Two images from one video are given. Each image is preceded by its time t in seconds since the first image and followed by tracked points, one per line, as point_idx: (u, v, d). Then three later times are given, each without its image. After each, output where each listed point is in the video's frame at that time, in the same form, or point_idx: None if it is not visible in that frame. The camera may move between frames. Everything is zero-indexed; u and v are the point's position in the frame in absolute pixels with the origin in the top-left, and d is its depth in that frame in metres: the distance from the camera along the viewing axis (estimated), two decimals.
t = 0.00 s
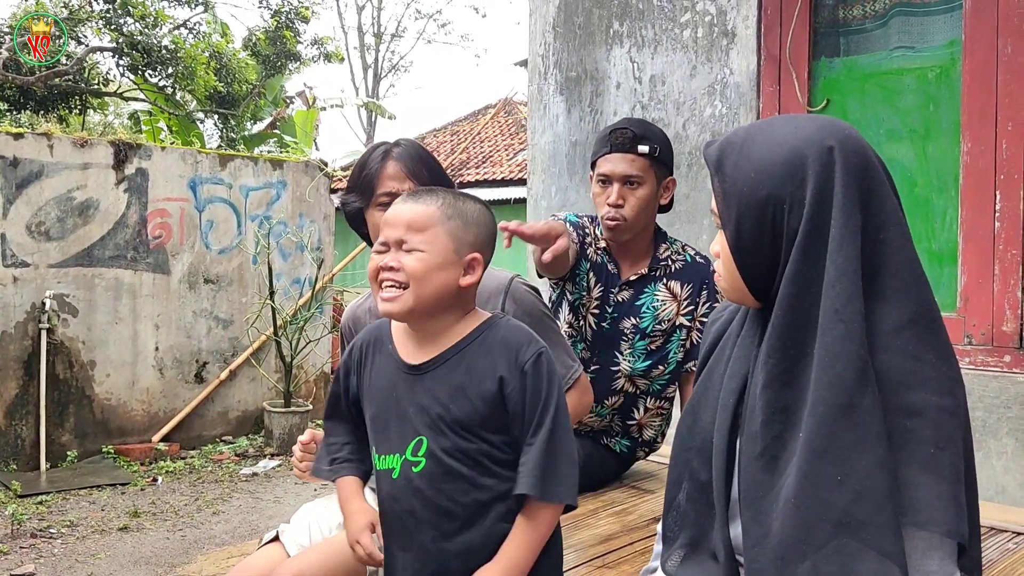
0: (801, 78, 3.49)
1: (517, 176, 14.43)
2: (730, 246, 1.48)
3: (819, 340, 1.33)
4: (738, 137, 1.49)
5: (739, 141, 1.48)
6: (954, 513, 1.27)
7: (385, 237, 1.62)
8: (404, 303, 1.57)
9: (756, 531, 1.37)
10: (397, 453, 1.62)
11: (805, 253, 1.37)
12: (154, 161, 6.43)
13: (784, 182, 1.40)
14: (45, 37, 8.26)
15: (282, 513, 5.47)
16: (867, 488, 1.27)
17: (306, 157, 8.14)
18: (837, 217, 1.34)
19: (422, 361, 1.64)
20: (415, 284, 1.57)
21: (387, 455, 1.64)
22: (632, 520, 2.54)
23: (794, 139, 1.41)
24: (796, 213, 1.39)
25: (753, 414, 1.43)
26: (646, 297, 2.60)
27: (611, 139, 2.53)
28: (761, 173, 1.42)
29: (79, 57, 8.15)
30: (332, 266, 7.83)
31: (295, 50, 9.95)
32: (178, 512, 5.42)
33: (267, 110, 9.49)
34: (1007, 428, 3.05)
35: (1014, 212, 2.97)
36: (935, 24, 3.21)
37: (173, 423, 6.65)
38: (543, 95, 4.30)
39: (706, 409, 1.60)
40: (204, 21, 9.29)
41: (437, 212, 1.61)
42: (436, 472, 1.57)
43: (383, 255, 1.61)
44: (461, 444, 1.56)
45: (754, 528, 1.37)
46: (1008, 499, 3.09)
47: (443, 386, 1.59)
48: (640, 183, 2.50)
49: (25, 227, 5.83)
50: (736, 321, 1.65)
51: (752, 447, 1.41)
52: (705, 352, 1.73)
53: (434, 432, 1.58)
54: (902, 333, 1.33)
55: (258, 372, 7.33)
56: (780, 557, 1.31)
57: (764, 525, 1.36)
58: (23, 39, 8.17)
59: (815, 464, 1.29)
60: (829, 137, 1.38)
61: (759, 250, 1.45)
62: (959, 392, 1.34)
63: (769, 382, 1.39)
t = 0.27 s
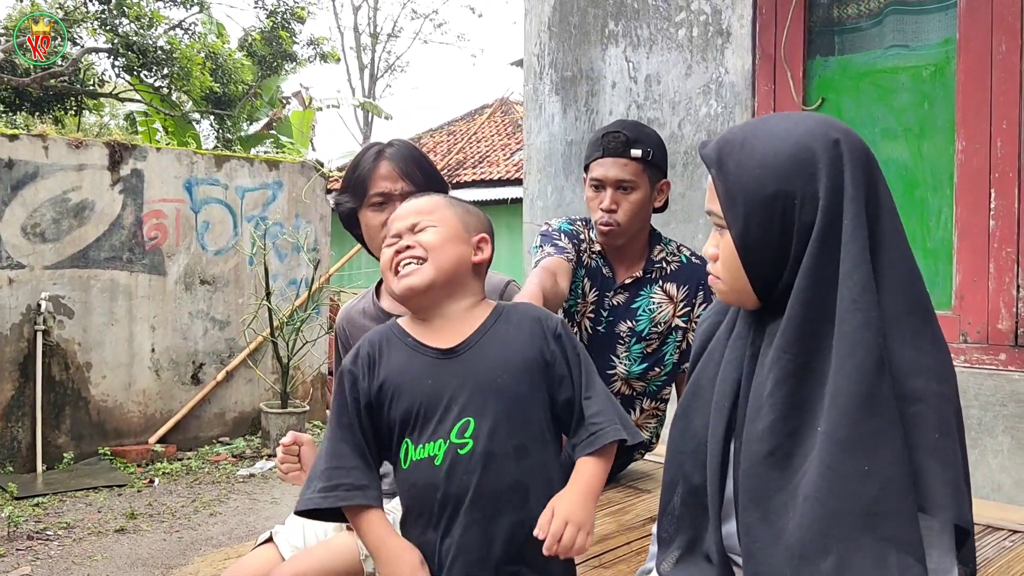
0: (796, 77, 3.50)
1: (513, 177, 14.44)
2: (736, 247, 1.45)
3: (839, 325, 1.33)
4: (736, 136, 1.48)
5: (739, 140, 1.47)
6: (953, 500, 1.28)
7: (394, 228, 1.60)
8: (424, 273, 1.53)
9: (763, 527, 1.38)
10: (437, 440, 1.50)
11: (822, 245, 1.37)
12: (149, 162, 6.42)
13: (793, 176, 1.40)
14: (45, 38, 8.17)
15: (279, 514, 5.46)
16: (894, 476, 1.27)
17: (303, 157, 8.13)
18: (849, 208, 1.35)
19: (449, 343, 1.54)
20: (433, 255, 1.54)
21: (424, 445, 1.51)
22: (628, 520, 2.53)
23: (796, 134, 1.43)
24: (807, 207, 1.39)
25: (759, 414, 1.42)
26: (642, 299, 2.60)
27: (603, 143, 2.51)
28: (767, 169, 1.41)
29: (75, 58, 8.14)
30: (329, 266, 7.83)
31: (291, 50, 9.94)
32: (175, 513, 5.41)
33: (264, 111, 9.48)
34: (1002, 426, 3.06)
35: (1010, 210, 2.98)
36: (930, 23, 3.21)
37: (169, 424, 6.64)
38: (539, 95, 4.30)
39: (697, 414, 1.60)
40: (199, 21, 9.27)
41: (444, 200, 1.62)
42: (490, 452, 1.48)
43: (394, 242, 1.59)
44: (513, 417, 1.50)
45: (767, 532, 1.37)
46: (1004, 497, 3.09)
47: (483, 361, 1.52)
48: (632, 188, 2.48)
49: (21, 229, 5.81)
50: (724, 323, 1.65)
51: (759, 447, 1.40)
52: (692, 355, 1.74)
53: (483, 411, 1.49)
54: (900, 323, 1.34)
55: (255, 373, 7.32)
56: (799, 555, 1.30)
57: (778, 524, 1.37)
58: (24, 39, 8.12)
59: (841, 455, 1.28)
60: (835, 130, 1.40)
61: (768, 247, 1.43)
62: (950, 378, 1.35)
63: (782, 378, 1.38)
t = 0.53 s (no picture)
0: (790, 76, 3.49)
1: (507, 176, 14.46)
2: (735, 249, 1.44)
3: (843, 327, 1.33)
4: (731, 138, 1.48)
5: (734, 141, 1.46)
6: (951, 495, 1.30)
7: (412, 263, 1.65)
8: (436, 312, 1.57)
9: (767, 528, 1.37)
10: (435, 454, 1.57)
11: (824, 244, 1.37)
12: (143, 162, 6.40)
13: (793, 177, 1.40)
14: (45, 37, 8.22)
15: (274, 515, 5.45)
16: (907, 472, 1.28)
17: (297, 158, 8.12)
18: (849, 207, 1.35)
19: (457, 365, 1.59)
20: (442, 292, 1.58)
21: (426, 452, 1.59)
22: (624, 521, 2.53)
23: (793, 134, 1.43)
24: (808, 207, 1.39)
25: (758, 417, 1.40)
26: (643, 301, 2.60)
27: (600, 147, 2.51)
28: (765, 170, 1.41)
29: (69, 59, 8.11)
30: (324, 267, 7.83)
31: (285, 51, 9.92)
32: (170, 515, 5.40)
33: (258, 111, 9.46)
34: (997, 425, 3.06)
35: (1004, 208, 2.98)
36: (923, 22, 3.21)
37: (164, 426, 6.63)
38: (533, 95, 4.29)
39: (691, 417, 1.59)
40: (193, 21, 9.25)
41: (453, 226, 1.64)
42: (477, 477, 1.53)
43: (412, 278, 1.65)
44: (503, 449, 1.53)
45: (769, 533, 1.36)
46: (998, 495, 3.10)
47: (481, 390, 1.54)
48: (630, 191, 2.48)
49: (14, 230, 5.79)
50: (719, 325, 1.64)
51: (759, 450, 1.38)
52: (685, 358, 1.73)
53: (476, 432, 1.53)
54: (898, 319, 1.34)
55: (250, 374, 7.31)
56: (810, 557, 1.30)
57: (781, 525, 1.36)
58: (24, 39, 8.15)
59: (855, 455, 1.29)
60: (832, 129, 1.40)
61: (768, 248, 1.42)
62: (948, 375, 1.35)
63: (783, 380, 1.38)
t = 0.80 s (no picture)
0: (785, 74, 3.49)
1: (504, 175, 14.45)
2: (734, 248, 1.44)
3: (842, 325, 1.32)
4: (728, 137, 1.47)
5: (731, 140, 1.46)
6: (949, 492, 1.29)
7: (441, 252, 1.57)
8: (436, 318, 1.54)
9: (765, 526, 1.36)
10: (406, 453, 1.61)
11: (822, 242, 1.36)
12: (138, 162, 6.38)
13: (791, 175, 1.39)
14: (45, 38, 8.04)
15: (270, 515, 5.44)
16: (906, 469, 1.27)
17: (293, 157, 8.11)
18: (847, 204, 1.35)
19: (438, 368, 1.60)
20: (452, 303, 1.52)
21: (399, 448, 1.63)
22: (620, 519, 2.53)
23: (791, 132, 1.42)
24: (806, 204, 1.39)
25: (755, 415, 1.40)
26: (639, 303, 2.60)
27: (595, 147, 2.50)
28: (763, 169, 1.40)
29: (64, 58, 8.07)
30: (319, 266, 7.81)
31: (281, 49, 9.89)
32: (166, 515, 5.38)
33: (254, 110, 9.44)
34: (993, 422, 3.06)
35: (999, 206, 2.98)
36: (918, 19, 3.21)
37: (160, 426, 6.61)
38: (529, 93, 4.28)
39: (688, 416, 1.59)
40: (188, 20, 9.21)
41: (499, 244, 1.52)
42: (435, 482, 1.56)
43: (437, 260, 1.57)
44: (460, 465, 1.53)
45: (767, 532, 1.36)
46: (994, 492, 3.10)
47: (447, 402, 1.55)
48: (626, 192, 2.47)
49: (8, 230, 5.77)
50: (715, 323, 1.64)
51: (757, 448, 1.38)
52: (681, 357, 1.73)
53: (437, 440, 1.55)
54: (896, 316, 1.34)
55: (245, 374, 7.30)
56: (810, 555, 1.30)
57: (779, 523, 1.35)
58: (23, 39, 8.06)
59: (855, 453, 1.28)
60: (829, 126, 1.40)
61: (766, 247, 1.42)
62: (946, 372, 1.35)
63: (782, 378, 1.37)
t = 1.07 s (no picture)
0: (785, 72, 3.49)
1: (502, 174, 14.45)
2: (736, 245, 1.43)
3: (844, 323, 1.32)
4: (730, 133, 1.46)
5: (733, 137, 1.45)
6: (952, 490, 1.29)
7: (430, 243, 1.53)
8: (417, 309, 1.51)
9: (766, 524, 1.36)
10: (367, 461, 1.61)
11: (824, 240, 1.36)
12: (136, 160, 6.37)
13: (793, 172, 1.39)
14: (45, 38, 8.16)
15: (269, 513, 5.43)
16: (909, 468, 1.27)
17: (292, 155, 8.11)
18: (850, 201, 1.34)
19: (400, 373, 1.57)
20: (436, 296, 1.48)
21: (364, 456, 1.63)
22: (618, 517, 2.53)
23: (792, 129, 1.42)
24: (808, 201, 1.39)
25: (756, 412, 1.40)
26: (639, 304, 2.60)
27: (596, 149, 2.48)
28: (766, 166, 1.40)
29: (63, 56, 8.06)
30: (318, 264, 7.81)
31: (279, 48, 9.88)
32: (165, 513, 5.37)
33: (252, 108, 9.44)
34: (992, 420, 3.06)
35: (999, 204, 2.98)
36: (918, 17, 3.21)
37: (158, 424, 6.60)
38: (528, 91, 4.28)
39: (688, 412, 1.58)
40: (187, 18, 9.19)
41: (492, 246, 1.48)
42: (396, 493, 1.55)
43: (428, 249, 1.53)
44: (423, 477, 1.51)
45: (769, 529, 1.36)
46: (993, 491, 3.10)
47: (405, 412, 1.52)
48: (626, 195, 2.46)
49: (6, 227, 5.76)
50: (715, 320, 1.64)
51: (759, 445, 1.38)
52: (680, 353, 1.72)
53: (395, 453, 1.54)
54: (900, 313, 1.33)
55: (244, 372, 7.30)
56: (811, 552, 1.30)
57: (781, 520, 1.35)
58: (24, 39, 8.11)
59: (856, 452, 1.28)
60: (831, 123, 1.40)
61: (768, 244, 1.42)
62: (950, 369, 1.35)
63: (784, 375, 1.37)
